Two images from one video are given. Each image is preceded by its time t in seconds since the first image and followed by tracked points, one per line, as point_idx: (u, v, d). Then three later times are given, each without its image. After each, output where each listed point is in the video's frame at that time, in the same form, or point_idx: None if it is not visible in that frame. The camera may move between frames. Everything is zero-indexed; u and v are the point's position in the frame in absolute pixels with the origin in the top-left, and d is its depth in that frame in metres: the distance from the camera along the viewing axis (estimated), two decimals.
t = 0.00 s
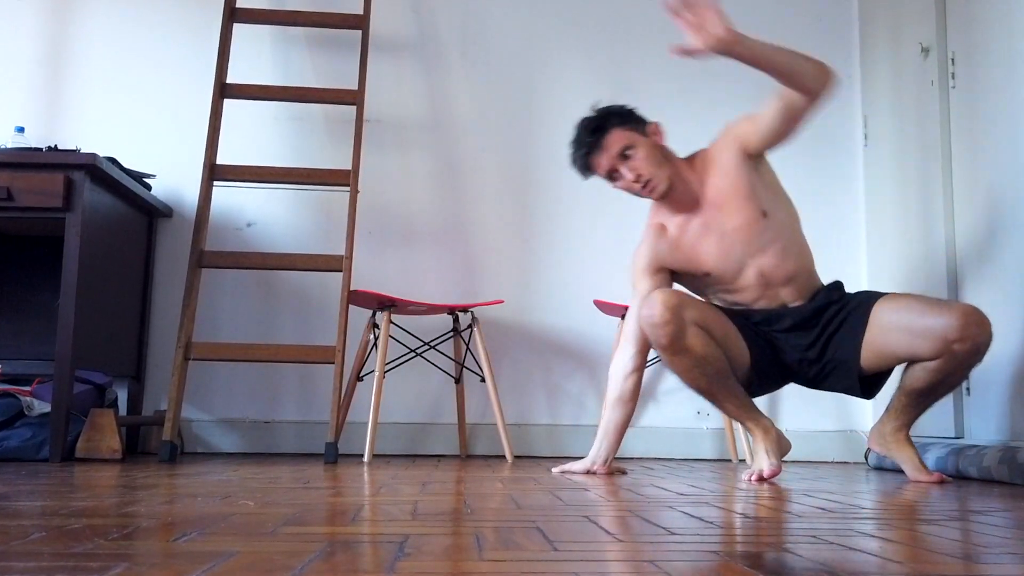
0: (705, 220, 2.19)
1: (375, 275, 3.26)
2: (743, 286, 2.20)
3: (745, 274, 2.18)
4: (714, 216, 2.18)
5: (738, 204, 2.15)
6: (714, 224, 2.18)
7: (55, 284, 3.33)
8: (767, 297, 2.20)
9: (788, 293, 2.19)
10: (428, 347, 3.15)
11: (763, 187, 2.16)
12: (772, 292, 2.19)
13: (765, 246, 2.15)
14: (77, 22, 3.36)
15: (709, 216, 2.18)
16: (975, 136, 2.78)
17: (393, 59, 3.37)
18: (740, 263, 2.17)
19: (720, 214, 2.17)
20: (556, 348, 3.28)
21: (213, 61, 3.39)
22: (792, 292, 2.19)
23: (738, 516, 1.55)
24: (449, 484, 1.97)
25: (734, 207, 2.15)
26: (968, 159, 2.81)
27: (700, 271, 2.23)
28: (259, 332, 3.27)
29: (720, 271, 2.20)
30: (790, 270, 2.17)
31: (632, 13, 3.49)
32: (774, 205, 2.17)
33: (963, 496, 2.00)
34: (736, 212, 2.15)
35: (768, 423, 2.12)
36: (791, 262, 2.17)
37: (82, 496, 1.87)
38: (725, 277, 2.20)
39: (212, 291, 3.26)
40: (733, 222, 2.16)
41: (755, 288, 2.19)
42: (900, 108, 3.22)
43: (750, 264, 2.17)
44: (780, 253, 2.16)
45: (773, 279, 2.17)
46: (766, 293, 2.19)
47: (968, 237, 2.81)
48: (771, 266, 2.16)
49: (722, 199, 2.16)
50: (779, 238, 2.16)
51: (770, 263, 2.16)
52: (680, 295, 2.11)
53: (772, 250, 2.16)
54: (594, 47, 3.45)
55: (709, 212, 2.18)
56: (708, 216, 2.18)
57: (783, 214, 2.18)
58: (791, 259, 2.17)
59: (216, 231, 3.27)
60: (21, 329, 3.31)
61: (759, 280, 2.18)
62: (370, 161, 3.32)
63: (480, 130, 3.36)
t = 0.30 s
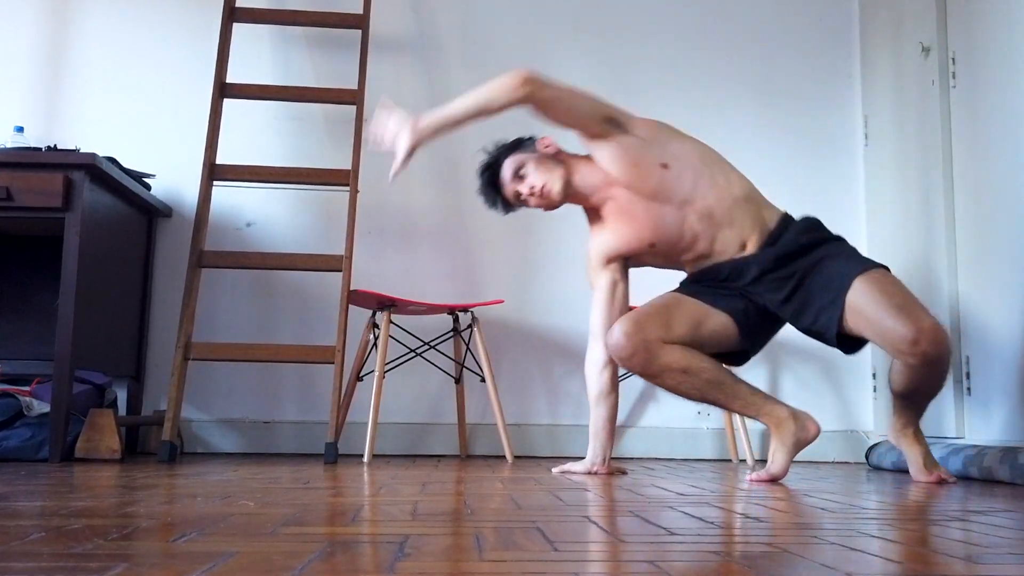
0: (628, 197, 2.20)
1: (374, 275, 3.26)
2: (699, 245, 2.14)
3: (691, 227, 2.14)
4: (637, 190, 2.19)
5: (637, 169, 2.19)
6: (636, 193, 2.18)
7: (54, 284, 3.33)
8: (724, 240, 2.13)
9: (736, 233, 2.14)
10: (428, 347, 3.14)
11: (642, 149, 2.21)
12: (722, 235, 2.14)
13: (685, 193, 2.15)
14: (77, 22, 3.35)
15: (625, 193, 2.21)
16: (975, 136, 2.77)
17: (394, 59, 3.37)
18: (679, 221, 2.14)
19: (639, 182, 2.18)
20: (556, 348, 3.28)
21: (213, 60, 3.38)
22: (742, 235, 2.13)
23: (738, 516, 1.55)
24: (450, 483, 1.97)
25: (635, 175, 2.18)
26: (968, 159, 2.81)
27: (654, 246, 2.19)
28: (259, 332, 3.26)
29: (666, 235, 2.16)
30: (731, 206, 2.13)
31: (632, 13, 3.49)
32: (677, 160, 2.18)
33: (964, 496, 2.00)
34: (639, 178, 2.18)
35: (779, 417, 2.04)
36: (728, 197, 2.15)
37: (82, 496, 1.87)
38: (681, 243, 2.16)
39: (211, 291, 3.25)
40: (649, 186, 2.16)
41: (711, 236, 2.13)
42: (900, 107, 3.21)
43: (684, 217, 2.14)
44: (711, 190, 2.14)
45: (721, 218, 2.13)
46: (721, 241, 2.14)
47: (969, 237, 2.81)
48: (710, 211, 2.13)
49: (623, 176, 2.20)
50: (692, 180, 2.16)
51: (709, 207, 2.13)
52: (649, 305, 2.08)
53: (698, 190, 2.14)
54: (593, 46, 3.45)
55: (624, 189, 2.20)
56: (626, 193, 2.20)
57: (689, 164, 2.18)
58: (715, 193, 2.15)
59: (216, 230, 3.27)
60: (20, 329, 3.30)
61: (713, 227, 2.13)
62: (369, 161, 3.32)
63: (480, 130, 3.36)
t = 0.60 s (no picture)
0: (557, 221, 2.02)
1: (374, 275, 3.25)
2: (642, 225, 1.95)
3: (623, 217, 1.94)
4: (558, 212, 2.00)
5: (544, 194, 1.98)
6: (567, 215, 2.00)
7: (54, 284, 3.32)
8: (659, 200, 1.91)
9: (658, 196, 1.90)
10: (429, 347, 3.14)
11: (530, 169, 1.99)
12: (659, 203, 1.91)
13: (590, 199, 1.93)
14: (78, 22, 3.35)
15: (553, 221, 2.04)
16: (975, 136, 2.78)
17: (394, 59, 3.36)
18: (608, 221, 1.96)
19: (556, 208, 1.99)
20: (556, 347, 3.28)
21: (212, 60, 3.38)
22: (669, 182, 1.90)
23: (738, 517, 1.55)
24: (450, 483, 1.97)
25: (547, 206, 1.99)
26: (968, 159, 2.81)
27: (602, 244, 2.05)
28: (259, 332, 3.26)
29: (607, 234, 1.99)
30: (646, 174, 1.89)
31: (632, 13, 3.49)
32: (570, 167, 1.95)
33: (965, 496, 2.00)
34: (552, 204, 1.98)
35: (795, 422, 1.96)
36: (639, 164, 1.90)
37: (81, 496, 1.87)
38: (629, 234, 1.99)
39: (211, 292, 3.25)
40: (566, 205, 1.96)
41: (648, 212, 1.93)
42: (901, 107, 3.21)
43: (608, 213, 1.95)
44: (613, 176, 1.90)
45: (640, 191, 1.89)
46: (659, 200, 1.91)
47: (969, 236, 2.81)
48: (631, 198, 1.90)
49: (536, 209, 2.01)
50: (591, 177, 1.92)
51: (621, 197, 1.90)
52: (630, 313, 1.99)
53: (606, 185, 1.91)
54: (594, 46, 3.45)
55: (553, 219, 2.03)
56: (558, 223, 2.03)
57: (576, 157, 1.95)
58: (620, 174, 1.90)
59: (216, 230, 3.26)
60: (20, 329, 3.30)
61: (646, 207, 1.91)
62: (370, 161, 3.32)
63: (480, 130, 3.35)
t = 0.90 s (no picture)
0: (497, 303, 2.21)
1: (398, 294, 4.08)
2: (538, 273, 2.15)
3: (520, 260, 2.13)
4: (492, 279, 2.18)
5: (471, 276, 2.20)
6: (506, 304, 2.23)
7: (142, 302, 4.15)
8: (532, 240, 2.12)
9: (534, 217, 2.08)
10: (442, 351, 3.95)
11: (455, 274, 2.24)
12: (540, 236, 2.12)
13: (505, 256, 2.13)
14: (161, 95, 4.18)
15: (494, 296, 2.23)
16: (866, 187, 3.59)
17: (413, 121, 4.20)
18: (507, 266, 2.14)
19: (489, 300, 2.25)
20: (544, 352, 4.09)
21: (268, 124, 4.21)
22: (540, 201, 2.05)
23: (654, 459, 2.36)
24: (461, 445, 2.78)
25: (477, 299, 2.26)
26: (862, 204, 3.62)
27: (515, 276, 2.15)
28: (308, 340, 4.12)
29: (513, 277, 2.15)
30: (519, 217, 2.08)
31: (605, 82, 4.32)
32: (479, 247, 2.17)
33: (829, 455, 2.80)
34: (481, 279, 2.18)
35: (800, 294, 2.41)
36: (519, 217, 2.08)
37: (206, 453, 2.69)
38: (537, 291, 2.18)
39: (270, 309, 4.11)
40: (493, 275, 2.16)
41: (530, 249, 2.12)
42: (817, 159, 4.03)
43: (515, 264, 2.14)
44: (499, 228, 2.11)
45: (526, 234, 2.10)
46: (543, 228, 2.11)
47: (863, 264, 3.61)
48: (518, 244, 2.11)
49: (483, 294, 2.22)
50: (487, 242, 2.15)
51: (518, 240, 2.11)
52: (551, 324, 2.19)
53: (504, 243, 2.12)
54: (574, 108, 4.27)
55: (492, 291, 2.21)
56: (506, 303, 2.22)
57: (477, 233, 2.19)
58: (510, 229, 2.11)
59: (273, 260, 4.11)
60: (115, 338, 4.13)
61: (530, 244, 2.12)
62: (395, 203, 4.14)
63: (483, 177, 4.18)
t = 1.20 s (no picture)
0: (492, 306, 2.15)
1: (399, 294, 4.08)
2: (523, 272, 2.07)
3: (501, 263, 2.06)
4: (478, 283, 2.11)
5: (460, 285, 2.16)
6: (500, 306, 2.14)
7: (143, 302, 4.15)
8: (511, 242, 2.04)
9: (504, 217, 2.00)
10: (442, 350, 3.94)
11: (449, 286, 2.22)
12: (518, 236, 2.04)
13: (484, 259, 2.06)
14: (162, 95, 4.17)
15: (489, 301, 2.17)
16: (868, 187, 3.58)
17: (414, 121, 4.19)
18: (490, 271, 2.08)
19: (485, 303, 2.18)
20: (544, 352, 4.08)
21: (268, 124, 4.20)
22: (508, 198, 1.99)
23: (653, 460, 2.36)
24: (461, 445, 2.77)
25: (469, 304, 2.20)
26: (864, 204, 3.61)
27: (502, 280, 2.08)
28: (308, 340, 4.12)
29: (502, 280, 2.09)
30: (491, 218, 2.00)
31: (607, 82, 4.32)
32: (462, 255, 2.11)
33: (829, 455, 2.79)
34: (469, 285, 2.13)
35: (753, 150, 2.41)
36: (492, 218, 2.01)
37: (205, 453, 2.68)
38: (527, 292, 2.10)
39: (270, 309, 4.11)
40: (481, 281, 2.10)
41: (511, 250, 2.05)
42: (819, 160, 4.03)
43: (497, 264, 2.06)
44: (475, 233, 2.05)
45: (504, 235, 2.03)
46: (519, 228, 2.03)
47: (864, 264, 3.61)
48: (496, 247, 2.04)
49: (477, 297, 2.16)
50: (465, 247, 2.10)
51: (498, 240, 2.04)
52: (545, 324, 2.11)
53: (483, 247, 2.05)
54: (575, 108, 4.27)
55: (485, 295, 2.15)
56: (500, 306, 2.14)
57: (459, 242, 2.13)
58: (483, 231, 2.03)
59: (273, 260, 4.11)
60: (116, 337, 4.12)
61: (511, 246, 2.04)
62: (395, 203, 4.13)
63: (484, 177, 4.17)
